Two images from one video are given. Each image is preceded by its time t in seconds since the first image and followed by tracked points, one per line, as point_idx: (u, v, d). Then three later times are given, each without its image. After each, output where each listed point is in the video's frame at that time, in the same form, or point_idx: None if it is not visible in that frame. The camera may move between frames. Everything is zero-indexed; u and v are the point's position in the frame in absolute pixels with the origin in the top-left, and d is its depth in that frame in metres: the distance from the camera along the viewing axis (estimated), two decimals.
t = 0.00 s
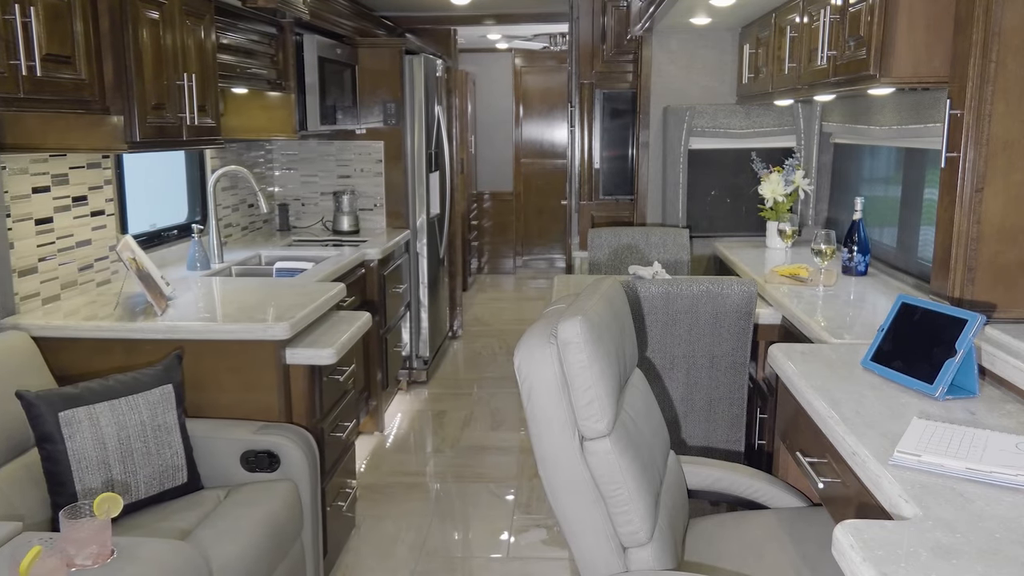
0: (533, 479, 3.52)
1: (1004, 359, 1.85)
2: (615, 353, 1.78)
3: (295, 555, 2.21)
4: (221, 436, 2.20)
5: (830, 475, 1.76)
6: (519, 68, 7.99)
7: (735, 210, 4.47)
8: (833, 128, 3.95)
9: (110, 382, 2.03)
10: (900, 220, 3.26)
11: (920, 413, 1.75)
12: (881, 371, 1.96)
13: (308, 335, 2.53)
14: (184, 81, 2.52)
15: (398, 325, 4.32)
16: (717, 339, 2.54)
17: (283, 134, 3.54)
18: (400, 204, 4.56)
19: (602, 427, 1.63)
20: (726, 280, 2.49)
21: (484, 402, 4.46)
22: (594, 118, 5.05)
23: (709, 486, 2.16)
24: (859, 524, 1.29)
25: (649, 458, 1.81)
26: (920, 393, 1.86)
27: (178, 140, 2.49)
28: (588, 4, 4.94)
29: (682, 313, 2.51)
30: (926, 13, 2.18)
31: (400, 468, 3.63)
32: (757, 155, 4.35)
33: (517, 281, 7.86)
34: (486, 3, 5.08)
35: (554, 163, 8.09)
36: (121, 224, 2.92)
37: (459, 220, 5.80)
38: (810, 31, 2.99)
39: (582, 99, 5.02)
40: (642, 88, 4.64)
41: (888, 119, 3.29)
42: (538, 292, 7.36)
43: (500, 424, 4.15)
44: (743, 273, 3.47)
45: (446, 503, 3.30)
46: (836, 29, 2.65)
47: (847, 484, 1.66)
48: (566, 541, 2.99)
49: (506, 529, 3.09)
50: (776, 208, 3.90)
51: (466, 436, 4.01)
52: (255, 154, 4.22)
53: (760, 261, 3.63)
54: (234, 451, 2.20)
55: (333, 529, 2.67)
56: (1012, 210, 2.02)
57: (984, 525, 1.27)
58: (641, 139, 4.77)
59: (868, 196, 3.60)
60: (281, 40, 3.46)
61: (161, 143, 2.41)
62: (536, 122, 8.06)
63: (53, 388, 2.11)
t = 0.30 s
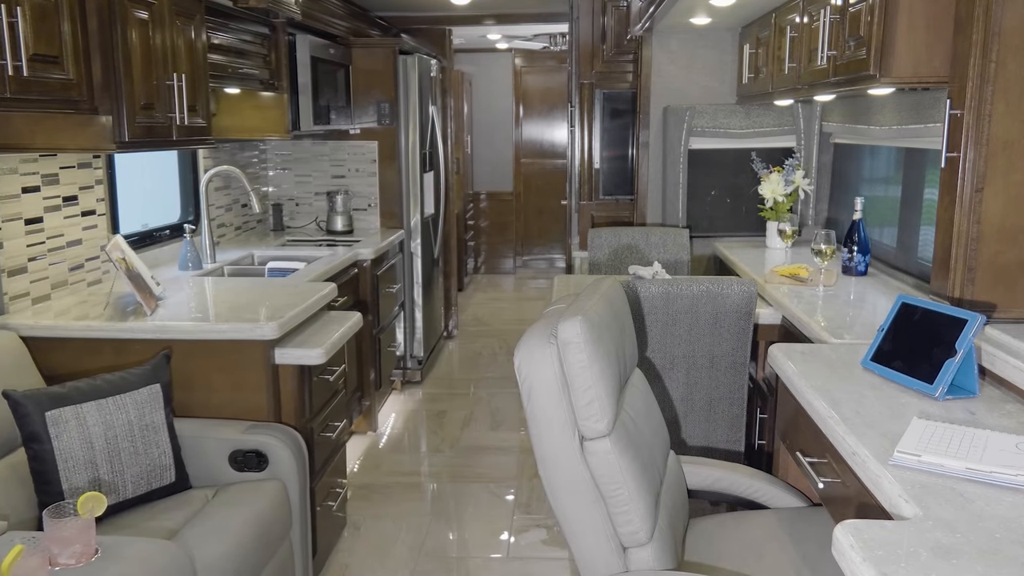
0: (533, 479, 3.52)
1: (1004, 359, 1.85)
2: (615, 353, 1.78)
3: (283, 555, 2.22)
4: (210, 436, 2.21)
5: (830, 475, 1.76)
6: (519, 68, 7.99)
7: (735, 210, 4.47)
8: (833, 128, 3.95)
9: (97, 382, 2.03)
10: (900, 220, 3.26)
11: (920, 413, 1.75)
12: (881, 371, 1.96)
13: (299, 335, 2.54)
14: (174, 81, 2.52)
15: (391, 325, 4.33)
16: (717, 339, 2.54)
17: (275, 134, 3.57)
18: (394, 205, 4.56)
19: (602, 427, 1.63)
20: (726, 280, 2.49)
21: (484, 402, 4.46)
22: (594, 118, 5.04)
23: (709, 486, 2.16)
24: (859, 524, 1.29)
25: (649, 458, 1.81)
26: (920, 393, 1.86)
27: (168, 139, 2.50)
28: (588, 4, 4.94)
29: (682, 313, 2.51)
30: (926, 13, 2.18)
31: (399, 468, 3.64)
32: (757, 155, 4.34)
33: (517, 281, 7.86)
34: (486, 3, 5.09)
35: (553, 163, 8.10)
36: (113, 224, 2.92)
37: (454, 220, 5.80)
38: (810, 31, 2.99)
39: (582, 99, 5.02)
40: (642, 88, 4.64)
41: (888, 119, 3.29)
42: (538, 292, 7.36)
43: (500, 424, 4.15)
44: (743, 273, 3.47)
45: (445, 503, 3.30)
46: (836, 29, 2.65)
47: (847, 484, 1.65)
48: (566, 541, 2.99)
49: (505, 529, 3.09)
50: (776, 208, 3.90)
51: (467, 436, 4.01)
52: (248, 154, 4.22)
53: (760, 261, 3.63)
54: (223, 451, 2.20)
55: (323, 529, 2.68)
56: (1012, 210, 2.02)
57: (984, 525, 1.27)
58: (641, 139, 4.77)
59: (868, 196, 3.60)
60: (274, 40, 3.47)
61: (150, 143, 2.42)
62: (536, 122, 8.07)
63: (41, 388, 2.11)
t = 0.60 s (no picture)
0: (533, 478, 3.53)
1: (1004, 359, 1.84)
2: (615, 353, 1.77)
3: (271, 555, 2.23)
4: (198, 436, 2.21)
5: (830, 475, 1.75)
6: (519, 68, 7.99)
7: (735, 210, 4.46)
8: (833, 128, 3.95)
9: (85, 382, 2.03)
10: (900, 220, 3.25)
11: (920, 413, 1.74)
12: (881, 371, 1.95)
13: (290, 335, 2.54)
14: (163, 81, 2.53)
15: (385, 325, 4.34)
16: (717, 339, 2.54)
17: (269, 135, 3.57)
18: (389, 205, 4.57)
19: (603, 427, 1.62)
20: (726, 280, 2.49)
21: (484, 402, 4.46)
22: (594, 118, 5.00)
23: (709, 485, 2.15)
24: (859, 524, 1.28)
25: (649, 457, 1.80)
26: (920, 393, 1.85)
27: (157, 139, 2.51)
28: (588, 4, 4.91)
29: (682, 313, 2.52)
30: (926, 13, 2.17)
31: (398, 468, 3.63)
32: (757, 155, 4.33)
33: (517, 281, 7.86)
34: (486, 3, 5.09)
35: (554, 163, 8.09)
36: (104, 224, 2.93)
37: (450, 220, 5.81)
38: (810, 31, 2.99)
39: (582, 99, 4.98)
40: (642, 88, 4.64)
41: (888, 119, 3.28)
42: (538, 292, 7.36)
43: (500, 424, 4.15)
44: (743, 273, 3.48)
45: (443, 503, 3.30)
46: (837, 29, 2.64)
47: (847, 484, 1.64)
48: (566, 541, 2.99)
49: (506, 529, 3.09)
50: (776, 208, 3.90)
51: (467, 435, 4.01)
52: (243, 154, 4.23)
53: (760, 261, 3.63)
54: (211, 451, 2.21)
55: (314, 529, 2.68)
56: (1012, 211, 2.02)
57: (984, 524, 1.26)
58: (641, 139, 4.76)
59: (868, 196, 3.60)
60: (266, 40, 3.47)
61: (140, 143, 2.43)
62: (536, 122, 8.06)
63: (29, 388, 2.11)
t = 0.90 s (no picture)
0: (534, 479, 3.53)
1: (1004, 359, 1.82)
2: (616, 352, 1.75)
3: (262, 555, 2.25)
4: (188, 435, 2.22)
5: (830, 475, 1.72)
6: (519, 68, 7.98)
7: (735, 210, 4.45)
8: (833, 128, 3.94)
9: (74, 382, 2.03)
10: (900, 220, 3.24)
11: (920, 413, 1.72)
12: (881, 371, 1.93)
13: (282, 335, 2.55)
14: (155, 82, 2.53)
15: (380, 325, 4.34)
16: (717, 339, 2.55)
17: (263, 135, 3.58)
18: (384, 204, 4.57)
19: (603, 427, 1.60)
20: (726, 280, 2.50)
21: (483, 402, 4.46)
22: (594, 118, 4.96)
23: (709, 486, 2.13)
24: (859, 524, 1.26)
25: (649, 457, 1.78)
26: (920, 393, 1.83)
27: (149, 140, 2.51)
28: (588, 4, 4.88)
29: (682, 313, 2.52)
30: (926, 13, 2.17)
31: (396, 468, 3.63)
32: (757, 155, 4.32)
33: (517, 281, 7.86)
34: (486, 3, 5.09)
35: (554, 163, 8.09)
36: (97, 224, 2.93)
37: (447, 220, 5.81)
38: (810, 31, 2.97)
39: (582, 99, 4.94)
40: (642, 88, 4.62)
41: (889, 119, 3.28)
42: (538, 292, 7.36)
43: (500, 424, 4.15)
44: (743, 273, 3.47)
45: (441, 504, 3.30)
46: (837, 30, 2.63)
47: (847, 484, 1.62)
48: (566, 541, 2.99)
49: (505, 529, 3.09)
50: (776, 208, 3.90)
51: (467, 436, 4.01)
52: (237, 154, 4.23)
53: (760, 261, 3.63)
54: (200, 450, 2.22)
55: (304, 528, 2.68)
56: (1011, 211, 2.01)
57: (984, 524, 1.25)
58: (641, 139, 4.75)
59: (868, 196, 3.59)
60: (260, 40, 3.47)
61: (132, 142, 2.43)
62: (536, 122, 8.06)
63: (19, 387, 2.11)
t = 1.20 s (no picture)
0: (533, 479, 3.53)
1: (1004, 359, 1.82)
2: (616, 353, 1.75)
3: (254, 555, 2.26)
4: (181, 436, 2.23)
5: (830, 474, 1.71)
6: (519, 68, 7.98)
7: (735, 210, 4.44)
8: (833, 128, 3.94)
9: (67, 382, 2.04)
10: (899, 220, 3.24)
11: (920, 413, 1.71)
12: (881, 371, 1.92)
13: (277, 335, 2.55)
14: (150, 82, 2.54)
15: (376, 325, 4.35)
16: (717, 339, 2.55)
17: (260, 134, 3.58)
18: (381, 205, 4.59)
19: (603, 427, 1.59)
20: (726, 280, 2.50)
21: (483, 402, 4.46)
22: (594, 118, 4.95)
23: (709, 486, 2.12)
24: (859, 524, 1.26)
25: (649, 458, 1.78)
26: (920, 393, 1.82)
27: (144, 140, 2.51)
28: (588, 4, 4.86)
29: (683, 313, 2.52)
30: (926, 13, 2.18)
31: (394, 468, 3.63)
32: (758, 155, 4.32)
33: (516, 281, 7.86)
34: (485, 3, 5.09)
35: (554, 163, 8.10)
36: (93, 224, 2.94)
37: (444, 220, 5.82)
38: (810, 31, 2.96)
39: (582, 99, 4.92)
40: (642, 88, 4.62)
41: (889, 119, 3.28)
42: (538, 292, 7.37)
43: (500, 424, 4.16)
44: (743, 273, 3.48)
45: (440, 504, 3.30)
46: (837, 30, 2.62)
47: (847, 484, 1.61)
48: (566, 541, 2.99)
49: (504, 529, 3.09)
50: (776, 208, 3.90)
51: (467, 436, 4.02)
52: (234, 154, 4.23)
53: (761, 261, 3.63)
54: (194, 450, 2.23)
55: (299, 527, 2.68)
56: (1011, 211, 2.02)
57: (984, 524, 1.24)
58: (641, 139, 4.74)
59: (867, 196, 3.59)
60: (257, 40, 3.47)
61: (127, 143, 2.43)
62: (536, 122, 8.06)
63: (12, 387, 2.11)
